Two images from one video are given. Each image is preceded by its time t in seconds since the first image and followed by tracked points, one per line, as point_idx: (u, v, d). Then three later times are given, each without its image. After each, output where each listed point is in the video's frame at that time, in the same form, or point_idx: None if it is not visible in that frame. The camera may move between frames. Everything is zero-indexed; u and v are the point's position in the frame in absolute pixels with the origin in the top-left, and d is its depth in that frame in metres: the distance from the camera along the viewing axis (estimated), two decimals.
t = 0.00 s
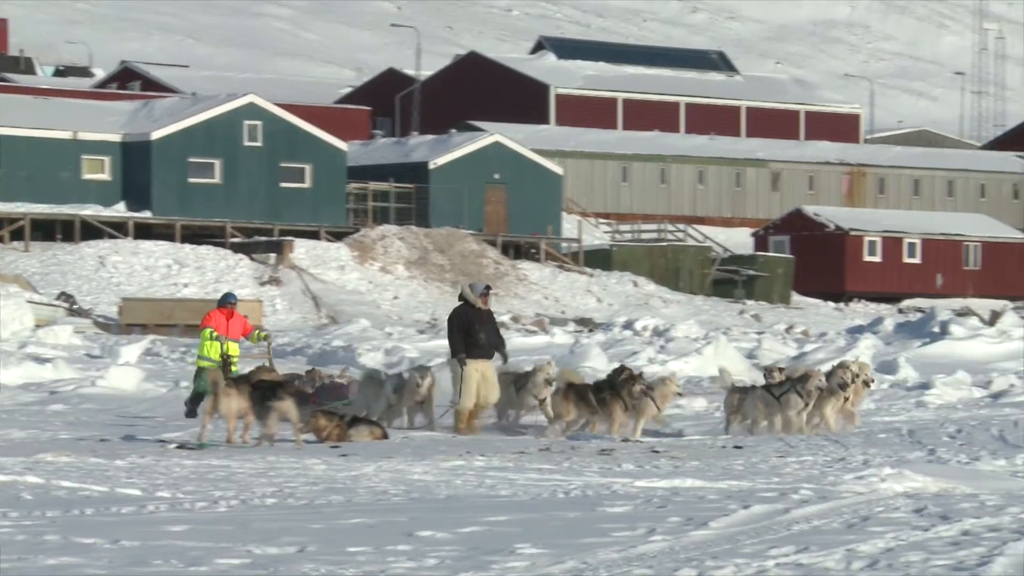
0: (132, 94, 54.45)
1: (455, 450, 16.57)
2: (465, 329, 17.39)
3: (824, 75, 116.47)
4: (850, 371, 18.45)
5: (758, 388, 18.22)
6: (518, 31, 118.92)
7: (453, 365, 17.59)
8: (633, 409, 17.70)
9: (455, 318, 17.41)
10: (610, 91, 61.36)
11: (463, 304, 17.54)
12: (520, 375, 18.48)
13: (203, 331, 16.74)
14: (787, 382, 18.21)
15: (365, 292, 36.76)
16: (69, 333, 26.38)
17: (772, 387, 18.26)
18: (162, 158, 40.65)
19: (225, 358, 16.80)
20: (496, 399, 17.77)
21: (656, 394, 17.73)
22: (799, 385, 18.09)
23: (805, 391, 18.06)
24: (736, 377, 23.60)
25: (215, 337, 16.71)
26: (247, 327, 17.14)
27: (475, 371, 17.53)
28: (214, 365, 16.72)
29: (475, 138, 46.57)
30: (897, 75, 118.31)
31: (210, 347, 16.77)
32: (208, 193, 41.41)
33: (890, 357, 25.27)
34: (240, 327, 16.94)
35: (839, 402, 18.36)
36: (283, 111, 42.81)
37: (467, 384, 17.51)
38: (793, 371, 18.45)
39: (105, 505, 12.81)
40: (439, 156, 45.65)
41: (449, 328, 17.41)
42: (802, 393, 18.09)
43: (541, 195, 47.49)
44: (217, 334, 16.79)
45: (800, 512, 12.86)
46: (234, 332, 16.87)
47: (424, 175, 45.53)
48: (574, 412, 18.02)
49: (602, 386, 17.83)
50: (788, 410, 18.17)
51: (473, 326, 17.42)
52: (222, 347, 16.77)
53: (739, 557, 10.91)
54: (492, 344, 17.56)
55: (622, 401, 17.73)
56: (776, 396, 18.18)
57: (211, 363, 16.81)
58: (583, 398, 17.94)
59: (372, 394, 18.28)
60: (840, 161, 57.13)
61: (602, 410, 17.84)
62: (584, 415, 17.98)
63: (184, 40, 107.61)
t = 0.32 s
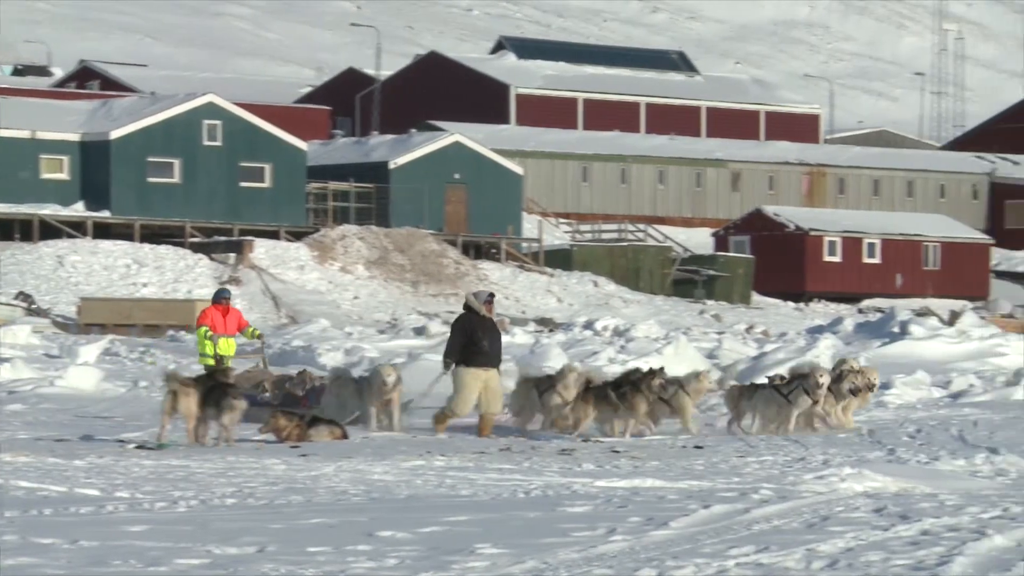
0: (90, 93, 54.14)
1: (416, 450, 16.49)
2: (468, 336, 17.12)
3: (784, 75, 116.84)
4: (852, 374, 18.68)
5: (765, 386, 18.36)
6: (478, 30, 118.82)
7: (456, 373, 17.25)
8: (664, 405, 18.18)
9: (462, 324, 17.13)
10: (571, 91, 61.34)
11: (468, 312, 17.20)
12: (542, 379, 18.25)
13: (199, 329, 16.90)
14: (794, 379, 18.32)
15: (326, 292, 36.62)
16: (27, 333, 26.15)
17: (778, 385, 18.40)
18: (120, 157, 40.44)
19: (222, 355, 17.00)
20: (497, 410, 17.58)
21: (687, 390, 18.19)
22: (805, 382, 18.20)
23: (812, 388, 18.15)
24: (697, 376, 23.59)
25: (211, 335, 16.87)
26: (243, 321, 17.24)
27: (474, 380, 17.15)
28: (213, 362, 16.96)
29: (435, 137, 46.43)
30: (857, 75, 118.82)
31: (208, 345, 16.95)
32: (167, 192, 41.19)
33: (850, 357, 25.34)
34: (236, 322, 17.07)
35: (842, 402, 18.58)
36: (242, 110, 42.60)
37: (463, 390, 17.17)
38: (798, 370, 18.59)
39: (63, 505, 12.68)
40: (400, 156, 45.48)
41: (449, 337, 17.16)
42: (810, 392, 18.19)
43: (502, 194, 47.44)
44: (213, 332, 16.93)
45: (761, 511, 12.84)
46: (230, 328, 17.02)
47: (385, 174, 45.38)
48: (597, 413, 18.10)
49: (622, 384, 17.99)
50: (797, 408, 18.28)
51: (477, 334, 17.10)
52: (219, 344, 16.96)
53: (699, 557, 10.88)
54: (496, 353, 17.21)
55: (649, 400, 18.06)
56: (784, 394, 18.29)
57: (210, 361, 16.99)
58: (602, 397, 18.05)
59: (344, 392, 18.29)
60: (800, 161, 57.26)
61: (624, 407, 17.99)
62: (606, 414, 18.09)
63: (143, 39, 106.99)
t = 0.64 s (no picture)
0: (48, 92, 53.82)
1: (375, 450, 16.39)
2: (470, 337, 16.95)
3: (743, 76, 117.18)
4: (861, 369, 18.68)
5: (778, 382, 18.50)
6: (438, 29, 118.72)
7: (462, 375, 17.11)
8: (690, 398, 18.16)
9: (460, 328, 16.97)
10: (530, 91, 61.29)
11: (468, 315, 17.16)
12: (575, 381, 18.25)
13: (189, 328, 18.02)
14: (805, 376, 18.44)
15: (284, 291, 36.48)
16: None
17: (791, 381, 18.54)
18: (79, 156, 40.26)
19: (210, 352, 18.13)
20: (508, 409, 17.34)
21: (710, 379, 18.20)
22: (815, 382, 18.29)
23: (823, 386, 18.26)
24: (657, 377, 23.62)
25: (198, 333, 18.05)
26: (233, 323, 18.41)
27: (480, 380, 17.01)
28: (200, 359, 18.08)
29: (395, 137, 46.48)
30: (816, 75, 119.39)
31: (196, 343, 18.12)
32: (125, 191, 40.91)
33: (810, 357, 25.38)
34: (226, 321, 18.19)
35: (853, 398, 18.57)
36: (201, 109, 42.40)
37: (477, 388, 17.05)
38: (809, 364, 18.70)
39: (20, 505, 12.57)
40: (359, 155, 45.40)
41: (447, 335, 16.98)
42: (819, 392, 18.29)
43: (463, 195, 47.32)
44: (202, 329, 18.08)
45: (721, 511, 12.83)
46: (219, 327, 18.14)
47: (344, 174, 45.29)
48: (616, 408, 18.21)
49: (641, 379, 18.21)
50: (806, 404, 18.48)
51: (478, 335, 16.97)
52: (207, 341, 18.09)
53: (659, 557, 10.85)
54: (499, 352, 17.06)
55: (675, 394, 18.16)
56: (794, 390, 18.50)
57: (199, 358, 18.13)
58: (620, 391, 18.25)
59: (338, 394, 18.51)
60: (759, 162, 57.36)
61: (639, 403, 18.19)
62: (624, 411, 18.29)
63: (101, 38, 106.40)
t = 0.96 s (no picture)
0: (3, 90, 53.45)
1: (333, 450, 16.30)
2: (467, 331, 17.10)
3: (701, 76, 117.45)
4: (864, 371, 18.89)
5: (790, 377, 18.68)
6: (397, 29, 118.52)
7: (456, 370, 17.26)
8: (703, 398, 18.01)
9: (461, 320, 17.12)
10: (489, 90, 61.23)
11: (465, 307, 17.06)
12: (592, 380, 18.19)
13: (178, 328, 17.38)
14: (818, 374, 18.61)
15: (243, 291, 36.33)
16: None
17: (802, 377, 18.72)
18: (37, 155, 40.01)
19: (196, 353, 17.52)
20: (506, 402, 17.50)
21: (726, 378, 18.31)
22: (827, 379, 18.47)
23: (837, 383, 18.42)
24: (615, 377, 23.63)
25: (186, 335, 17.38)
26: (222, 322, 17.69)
27: (471, 380, 17.19)
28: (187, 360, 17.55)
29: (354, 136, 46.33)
30: (775, 75, 119.92)
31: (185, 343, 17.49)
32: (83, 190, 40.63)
33: (768, 357, 25.44)
34: (216, 322, 17.56)
35: (858, 398, 18.84)
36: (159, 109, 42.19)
37: (462, 388, 17.22)
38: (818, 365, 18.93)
39: None
40: (317, 155, 45.24)
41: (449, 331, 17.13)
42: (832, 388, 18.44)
43: (421, 195, 47.24)
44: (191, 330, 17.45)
45: (680, 511, 12.82)
46: (210, 327, 17.52)
47: (302, 173, 45.19)
48: (625, 406, 18.05)
49: (648, 379, 17.90)
50: (818, 402, 18.62)
51: (475, 330, 17.07)
52: (198, 341, 17.46)
53: (617, 557, 10.81)
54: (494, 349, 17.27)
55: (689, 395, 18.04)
56: (807, 386, 18.65)
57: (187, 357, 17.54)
58: (629, 391, 18.03)
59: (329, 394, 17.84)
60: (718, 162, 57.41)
61: (648, 402, 17.89)
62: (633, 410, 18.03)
63: (57, 37, 105.76)
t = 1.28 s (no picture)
0: None
1: (295, 449, 16.19)
2: (474, 325, 16.97)
3: (663, 75, 117.59)
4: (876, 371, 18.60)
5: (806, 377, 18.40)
6: (359, 28, 118.26)
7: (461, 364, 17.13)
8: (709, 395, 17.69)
9: (466, 315, 17.02)
10: (451, 89, 61.13)
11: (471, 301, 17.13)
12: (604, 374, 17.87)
13: (166, 331, 17.64)
14: (835, 374, 18.38)
15: (204, 290, 36.19)
16: None
17: (818, 377, 18.43)
18: None
19: (186, 356, 17.70)
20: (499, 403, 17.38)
21: (739, 380, 17.91)
22: (844, 380, 18.26)
23: (851, 388, 18.23)
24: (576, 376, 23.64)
25: (175, 337, 17.62)
26: (210, 325, 17.96)
27: (480, 373, 17.01)
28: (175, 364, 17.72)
29: (315, 135, 46.21)
30: (737, 75, 120.19)
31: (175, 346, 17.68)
32: (44, 189, 40.27)
33: (729, 356, 25.43)
34: (203, 324, 17.85)
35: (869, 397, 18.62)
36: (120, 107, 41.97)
37: (473, 384, 17.03)
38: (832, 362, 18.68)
39: None
40: (279, 154, 45.10)
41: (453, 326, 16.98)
42: (849, 390, 18.26)
43: (381, 195, 47.15)
44: (179, 334, 17.69)
45: (643, 510, 12.80)
46: (197, 329, 17.76)
47: (263, 172, 44.99)
48: (631, 404, 17.78)
49: (657, 377, 17.58)
50: (831, 404, 18.41)
51: (484, 322, 16.99)
52: (185, 344, 17.67)
53: (580, 557, 10.76)
54: (502, 342, 17.10)
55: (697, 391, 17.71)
56: (820, 388, 18.40)
57: (176, 361, 17.69)
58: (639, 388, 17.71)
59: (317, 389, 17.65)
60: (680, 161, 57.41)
61: (657, 401, 17.60)
62: (640, 406, 17.76)
63: (16, 36, 105.07)
